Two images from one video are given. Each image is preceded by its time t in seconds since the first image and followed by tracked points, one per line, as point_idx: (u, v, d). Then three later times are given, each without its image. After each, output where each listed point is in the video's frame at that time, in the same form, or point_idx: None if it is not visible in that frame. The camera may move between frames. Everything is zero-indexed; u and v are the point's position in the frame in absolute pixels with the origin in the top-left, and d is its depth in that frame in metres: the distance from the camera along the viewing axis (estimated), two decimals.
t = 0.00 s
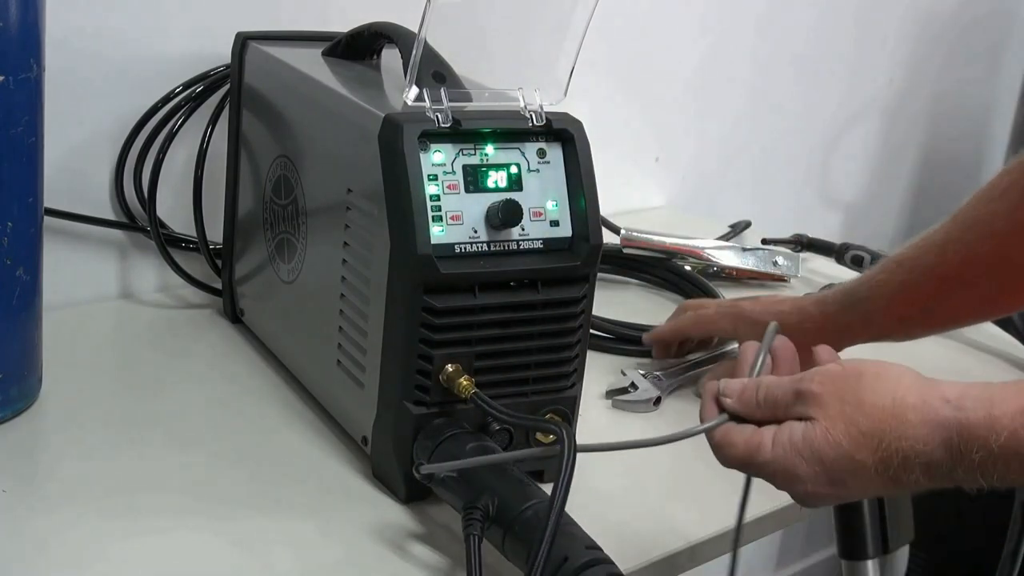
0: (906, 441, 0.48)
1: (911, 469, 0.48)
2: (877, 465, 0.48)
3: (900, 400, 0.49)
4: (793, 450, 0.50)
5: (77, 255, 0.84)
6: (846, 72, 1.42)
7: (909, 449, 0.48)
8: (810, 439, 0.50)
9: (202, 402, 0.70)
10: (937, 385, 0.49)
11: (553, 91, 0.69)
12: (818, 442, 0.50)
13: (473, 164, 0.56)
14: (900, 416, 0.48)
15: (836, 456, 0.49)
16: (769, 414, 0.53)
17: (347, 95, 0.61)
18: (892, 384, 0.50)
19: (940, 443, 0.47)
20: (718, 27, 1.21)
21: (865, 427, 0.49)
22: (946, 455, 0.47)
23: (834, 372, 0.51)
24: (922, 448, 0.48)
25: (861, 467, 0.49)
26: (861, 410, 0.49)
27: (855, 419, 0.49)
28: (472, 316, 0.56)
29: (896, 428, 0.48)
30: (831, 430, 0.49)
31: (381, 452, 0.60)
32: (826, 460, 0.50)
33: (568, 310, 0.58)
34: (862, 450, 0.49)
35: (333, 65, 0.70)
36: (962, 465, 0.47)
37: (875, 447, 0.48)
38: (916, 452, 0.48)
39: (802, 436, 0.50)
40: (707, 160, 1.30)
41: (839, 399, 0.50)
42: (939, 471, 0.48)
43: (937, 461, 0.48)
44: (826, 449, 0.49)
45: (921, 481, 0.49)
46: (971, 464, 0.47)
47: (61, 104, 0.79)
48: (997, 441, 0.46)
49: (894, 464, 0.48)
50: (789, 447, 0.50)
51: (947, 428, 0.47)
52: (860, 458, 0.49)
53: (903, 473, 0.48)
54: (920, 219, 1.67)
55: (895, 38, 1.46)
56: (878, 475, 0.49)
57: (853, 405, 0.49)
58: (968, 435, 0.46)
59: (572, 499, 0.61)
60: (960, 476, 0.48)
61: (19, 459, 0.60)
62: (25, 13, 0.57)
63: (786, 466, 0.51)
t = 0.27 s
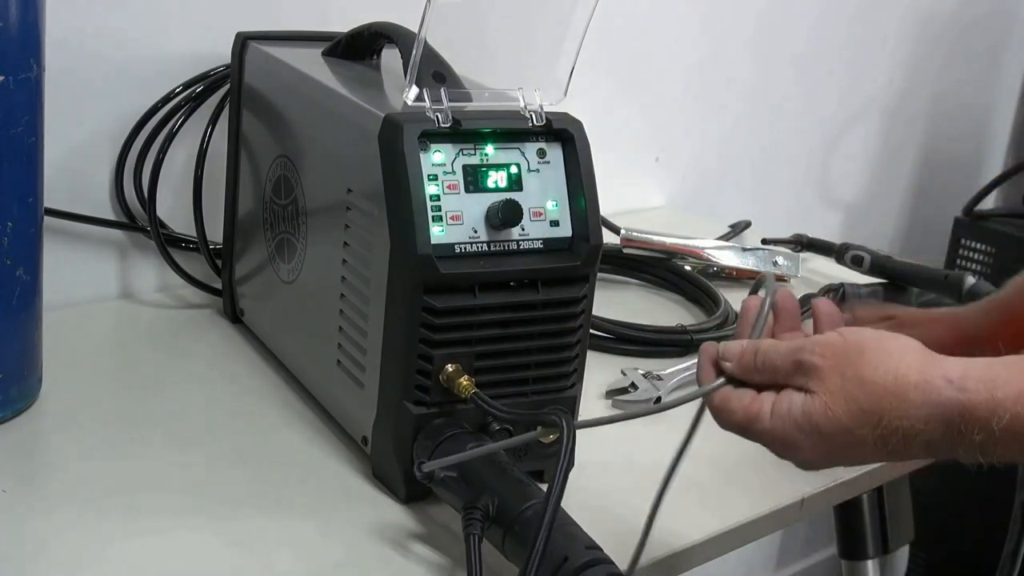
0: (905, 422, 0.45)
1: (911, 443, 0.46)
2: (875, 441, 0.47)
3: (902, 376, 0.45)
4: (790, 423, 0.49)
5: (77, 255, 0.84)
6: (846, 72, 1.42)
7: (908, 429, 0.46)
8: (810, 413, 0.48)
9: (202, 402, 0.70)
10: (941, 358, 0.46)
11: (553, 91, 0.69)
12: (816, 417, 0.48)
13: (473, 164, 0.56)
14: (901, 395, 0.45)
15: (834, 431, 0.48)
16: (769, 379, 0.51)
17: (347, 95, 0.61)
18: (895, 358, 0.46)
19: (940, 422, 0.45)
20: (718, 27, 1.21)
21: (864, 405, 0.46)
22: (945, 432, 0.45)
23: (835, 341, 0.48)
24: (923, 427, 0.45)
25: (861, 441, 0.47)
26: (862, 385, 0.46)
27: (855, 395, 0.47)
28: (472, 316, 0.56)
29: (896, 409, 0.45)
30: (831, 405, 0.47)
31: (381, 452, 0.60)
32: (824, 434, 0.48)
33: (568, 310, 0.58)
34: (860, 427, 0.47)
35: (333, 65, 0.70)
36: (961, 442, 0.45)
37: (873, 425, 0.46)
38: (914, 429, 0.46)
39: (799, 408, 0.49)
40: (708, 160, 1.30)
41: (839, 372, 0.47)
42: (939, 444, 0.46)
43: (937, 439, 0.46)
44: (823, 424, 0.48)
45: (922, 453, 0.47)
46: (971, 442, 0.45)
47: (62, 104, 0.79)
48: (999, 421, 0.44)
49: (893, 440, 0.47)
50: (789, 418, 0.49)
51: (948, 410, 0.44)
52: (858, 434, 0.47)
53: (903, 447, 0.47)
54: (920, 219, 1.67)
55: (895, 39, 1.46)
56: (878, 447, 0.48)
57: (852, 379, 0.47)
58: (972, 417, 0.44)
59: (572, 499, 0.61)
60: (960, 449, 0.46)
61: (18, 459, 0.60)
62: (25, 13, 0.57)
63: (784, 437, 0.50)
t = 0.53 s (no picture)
0: (932, 465, 0.46)
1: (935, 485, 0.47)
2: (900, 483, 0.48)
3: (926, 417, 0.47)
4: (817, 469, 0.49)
5: (77, 255, 0.84)
6: (846, 72, 1.42)
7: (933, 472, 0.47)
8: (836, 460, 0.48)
9: (203, 402, 0.70)
10: (966, 394, 0.47)
11: (553, 91, 0.68)
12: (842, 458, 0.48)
13: (473, 164, 0.56)
14: (930, 434, 0.46)
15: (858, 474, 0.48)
16: (797, 418, 0.51)
17: (347, 96, 0.61)
18: (922, 396, 0.47)
19: (964, 464, 0.46)
20: (717, 27, 1.21)
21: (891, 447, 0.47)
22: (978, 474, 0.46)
23: (861, 378, 0.49)
24: (947, 468, 0.46)
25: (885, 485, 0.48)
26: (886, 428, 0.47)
27: (882, 434, 0.47)
28: (472, 317, 0.56)
29: (923, 450, 0.46)
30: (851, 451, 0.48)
31: (381, 452, 0.60)
32: (854, 480, 0.48)
33: (569, 310, 0.58)
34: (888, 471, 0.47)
35: (333, 65, 0.70)
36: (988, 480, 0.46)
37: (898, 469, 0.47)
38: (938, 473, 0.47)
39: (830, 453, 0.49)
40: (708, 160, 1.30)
41: (862, 413, 0.48)
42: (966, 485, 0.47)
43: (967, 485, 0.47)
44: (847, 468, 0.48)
45: (950, 491, 0.48)
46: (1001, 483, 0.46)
47: (62, 104, 0.79)
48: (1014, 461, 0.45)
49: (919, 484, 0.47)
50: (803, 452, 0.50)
51: (977, 447, 0.45)
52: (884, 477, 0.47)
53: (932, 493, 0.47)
54: (920, 219, 1.67)
55: (895, 38, 1.46)
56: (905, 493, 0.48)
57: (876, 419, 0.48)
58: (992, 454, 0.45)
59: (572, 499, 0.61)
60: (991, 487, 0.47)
61: (18, 459, 0.60)
62: (25, 13, 0.57)
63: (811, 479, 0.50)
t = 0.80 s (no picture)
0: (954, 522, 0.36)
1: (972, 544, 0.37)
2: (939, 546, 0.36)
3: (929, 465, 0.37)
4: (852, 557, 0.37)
5: (77, 255, 0.84)
6: (846, 72, 1.41)
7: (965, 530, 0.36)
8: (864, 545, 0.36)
9: (203, 402, 0.70)
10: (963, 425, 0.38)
11: (553, 91, 0.69)
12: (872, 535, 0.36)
13: (473, 164, 0.56)
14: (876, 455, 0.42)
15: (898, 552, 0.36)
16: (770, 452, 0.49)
17: (347, 96, 0.61)
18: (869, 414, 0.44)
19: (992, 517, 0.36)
20: (717, 27, 1.21)
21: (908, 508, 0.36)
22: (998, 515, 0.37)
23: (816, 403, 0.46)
24: (971, 529, 0.36)
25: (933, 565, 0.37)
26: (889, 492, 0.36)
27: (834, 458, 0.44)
28: (472, 317, 0.56)
29: (931, 504, 0.36)
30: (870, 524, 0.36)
31: (381, 452, 0.60)
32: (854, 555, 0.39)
33: (568, 310, 0.58)
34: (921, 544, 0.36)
35: (333, 65, 0.70)
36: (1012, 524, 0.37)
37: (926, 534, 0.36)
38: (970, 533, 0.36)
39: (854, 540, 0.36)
40: (708, 160, 1.30)
41: (854, 468, 0.37)
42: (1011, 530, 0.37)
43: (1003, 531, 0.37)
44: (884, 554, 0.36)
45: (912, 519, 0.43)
46: None
47: (61, 104, 0.79)
48: None
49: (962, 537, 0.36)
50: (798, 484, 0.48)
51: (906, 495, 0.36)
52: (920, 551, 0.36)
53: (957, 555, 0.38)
54: (921, 219, 1.67)
55: (895, 38, 1.46)
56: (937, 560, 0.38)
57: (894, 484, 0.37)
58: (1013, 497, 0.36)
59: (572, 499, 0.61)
60: None
61: (18, 459, 0.60)
62: (25, 13, 0.57)
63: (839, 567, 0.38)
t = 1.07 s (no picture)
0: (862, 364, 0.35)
1: (877, 414, 0.36)
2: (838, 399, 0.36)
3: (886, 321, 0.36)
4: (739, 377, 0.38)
5: (77, 254, 0.84)
6: (846, 72, 1.41)
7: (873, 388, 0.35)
8: (757, 345, 0.37)
9: (203, 401, 0.70)
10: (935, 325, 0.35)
11: (553, 91, 0.69)
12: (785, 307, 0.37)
13: (473, 164, 0.56)
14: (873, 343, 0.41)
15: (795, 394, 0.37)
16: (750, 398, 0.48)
17: (347, 96, 0.61)
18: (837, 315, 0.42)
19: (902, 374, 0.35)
20: (717, 26, 1.21)
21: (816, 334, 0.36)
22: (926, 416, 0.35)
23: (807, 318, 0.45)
24: (913, 415, 0.35)
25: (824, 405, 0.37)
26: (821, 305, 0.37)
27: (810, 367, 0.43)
28: (472, 317, 0.56)
29: (889, 373, 0.35)
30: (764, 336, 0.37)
31: (381, 452, 0.60)
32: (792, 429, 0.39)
33: (568, 310, 0.58)
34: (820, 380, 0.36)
35: (333, 65, 0.70)
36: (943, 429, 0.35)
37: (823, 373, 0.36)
38: (877, 388, 0.35)
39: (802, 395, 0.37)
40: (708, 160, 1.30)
41: (793, 291, 0.38)
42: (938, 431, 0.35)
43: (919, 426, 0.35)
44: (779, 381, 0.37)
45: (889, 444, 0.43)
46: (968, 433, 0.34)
47: (61, 104, 0.79)
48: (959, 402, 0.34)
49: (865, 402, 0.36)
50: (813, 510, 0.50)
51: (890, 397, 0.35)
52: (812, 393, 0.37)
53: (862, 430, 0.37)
54: (920, 219, 1.67)
55: (895, 38, 1.46)
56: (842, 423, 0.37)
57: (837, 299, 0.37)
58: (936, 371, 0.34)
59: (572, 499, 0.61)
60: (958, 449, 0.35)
61: (18, 459, 0.60)
62: (25, 13, 0.57)
63: (731, 388, 0.39)
